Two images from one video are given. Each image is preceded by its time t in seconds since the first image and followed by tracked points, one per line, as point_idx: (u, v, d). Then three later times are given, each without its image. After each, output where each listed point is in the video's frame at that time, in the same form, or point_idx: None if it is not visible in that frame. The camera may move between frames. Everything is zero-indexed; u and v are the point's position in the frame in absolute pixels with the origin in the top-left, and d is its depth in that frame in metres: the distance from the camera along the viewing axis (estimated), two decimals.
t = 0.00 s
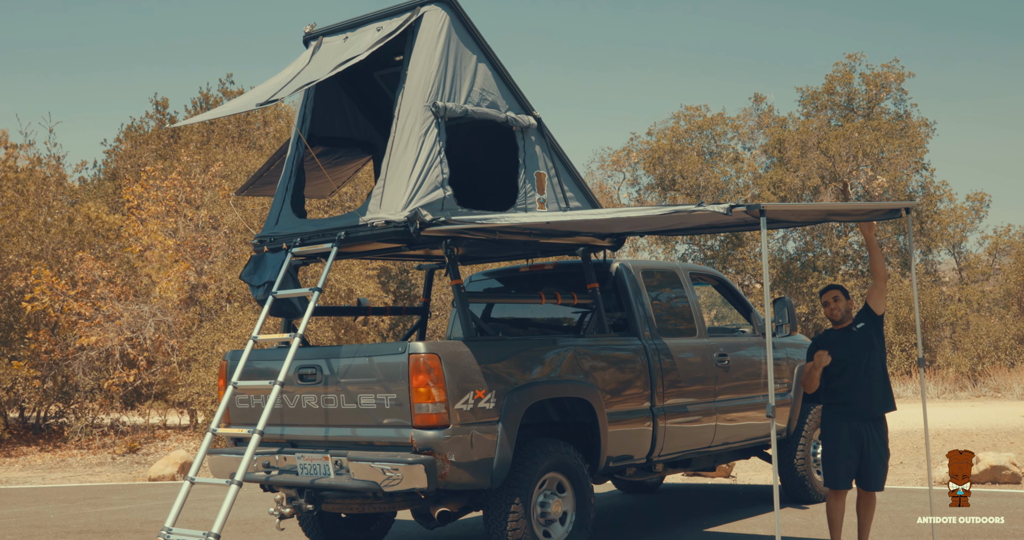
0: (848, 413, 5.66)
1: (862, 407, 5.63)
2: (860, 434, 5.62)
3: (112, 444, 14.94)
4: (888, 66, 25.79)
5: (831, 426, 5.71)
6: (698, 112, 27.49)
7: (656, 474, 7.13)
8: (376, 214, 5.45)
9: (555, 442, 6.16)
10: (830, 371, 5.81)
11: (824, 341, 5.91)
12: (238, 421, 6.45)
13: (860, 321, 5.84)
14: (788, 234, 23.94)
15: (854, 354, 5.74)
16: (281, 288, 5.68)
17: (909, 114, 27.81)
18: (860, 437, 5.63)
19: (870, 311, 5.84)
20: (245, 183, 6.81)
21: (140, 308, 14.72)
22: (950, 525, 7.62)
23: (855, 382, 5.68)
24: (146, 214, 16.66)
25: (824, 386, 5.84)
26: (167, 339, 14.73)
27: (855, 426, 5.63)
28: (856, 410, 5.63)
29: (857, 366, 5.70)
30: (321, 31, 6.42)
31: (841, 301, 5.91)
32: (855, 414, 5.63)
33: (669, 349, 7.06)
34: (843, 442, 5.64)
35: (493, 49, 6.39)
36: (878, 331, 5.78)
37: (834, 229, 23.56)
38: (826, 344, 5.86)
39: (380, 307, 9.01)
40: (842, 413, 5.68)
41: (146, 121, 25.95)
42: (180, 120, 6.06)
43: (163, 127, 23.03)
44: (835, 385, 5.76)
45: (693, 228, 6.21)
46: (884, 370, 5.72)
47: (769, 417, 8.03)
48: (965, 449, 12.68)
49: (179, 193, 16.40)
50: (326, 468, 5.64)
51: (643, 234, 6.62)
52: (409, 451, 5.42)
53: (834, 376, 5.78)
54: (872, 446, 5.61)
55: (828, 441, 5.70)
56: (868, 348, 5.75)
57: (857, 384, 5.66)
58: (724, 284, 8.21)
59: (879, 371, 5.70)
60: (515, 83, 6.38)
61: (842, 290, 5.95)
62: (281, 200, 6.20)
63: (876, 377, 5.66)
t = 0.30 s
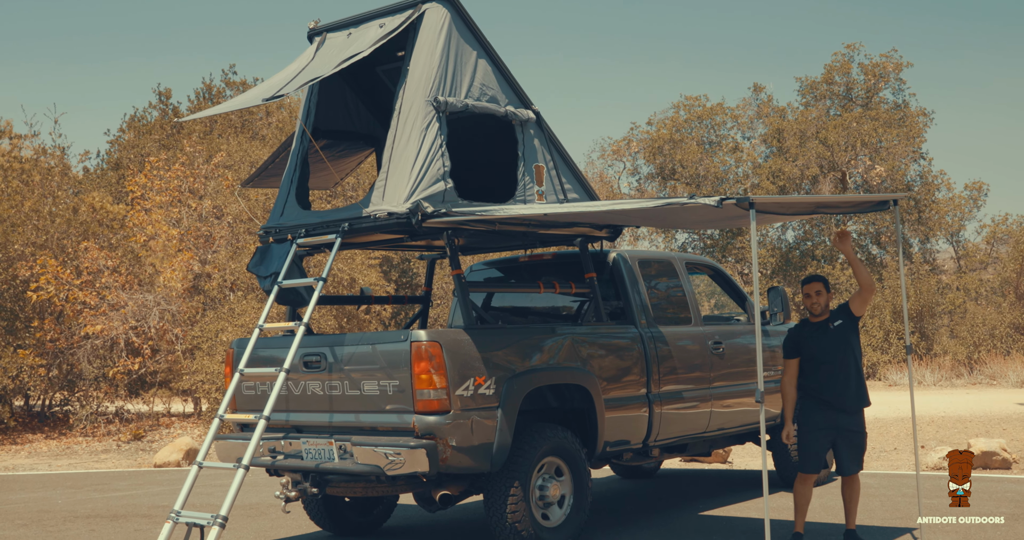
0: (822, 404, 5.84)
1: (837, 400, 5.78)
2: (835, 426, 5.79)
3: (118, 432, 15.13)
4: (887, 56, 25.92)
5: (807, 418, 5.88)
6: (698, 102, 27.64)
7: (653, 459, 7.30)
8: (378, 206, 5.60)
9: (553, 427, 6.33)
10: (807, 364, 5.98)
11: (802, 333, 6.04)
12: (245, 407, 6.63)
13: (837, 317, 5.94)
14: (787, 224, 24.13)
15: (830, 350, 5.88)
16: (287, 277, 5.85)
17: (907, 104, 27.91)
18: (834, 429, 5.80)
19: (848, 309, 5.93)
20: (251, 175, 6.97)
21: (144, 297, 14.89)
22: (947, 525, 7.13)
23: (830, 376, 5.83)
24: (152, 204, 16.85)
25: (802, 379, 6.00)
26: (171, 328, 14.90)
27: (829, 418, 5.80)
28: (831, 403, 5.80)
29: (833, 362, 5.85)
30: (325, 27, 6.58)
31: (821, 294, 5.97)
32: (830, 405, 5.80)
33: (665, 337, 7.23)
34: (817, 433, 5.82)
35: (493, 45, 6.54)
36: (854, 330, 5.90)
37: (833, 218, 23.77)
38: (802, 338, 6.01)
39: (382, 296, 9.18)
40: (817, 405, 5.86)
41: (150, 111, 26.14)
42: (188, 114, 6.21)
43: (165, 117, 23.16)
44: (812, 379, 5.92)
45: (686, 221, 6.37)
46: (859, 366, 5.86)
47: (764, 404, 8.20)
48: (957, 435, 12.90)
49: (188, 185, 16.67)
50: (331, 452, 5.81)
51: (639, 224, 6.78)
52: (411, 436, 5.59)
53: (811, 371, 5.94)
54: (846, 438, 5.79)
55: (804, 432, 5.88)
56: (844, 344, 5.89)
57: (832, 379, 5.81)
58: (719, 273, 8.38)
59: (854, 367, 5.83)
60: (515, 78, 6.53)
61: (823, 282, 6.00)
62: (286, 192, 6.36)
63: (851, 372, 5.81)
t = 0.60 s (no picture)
0: (781, 398, 5.89)
1: (797, 396, 5.83)
2: (794, 422, 5.84)
3: (122, 418, 15.34)
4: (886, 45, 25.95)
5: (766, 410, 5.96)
6: (697, 91, 27.72)
7: (649, 442, 7.47)
8: (381, 196, 5.75)
9: (551, 411, 6.51)
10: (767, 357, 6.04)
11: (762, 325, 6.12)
12: (250, 392, 6.80)
13: (798, 317, 5.98)
14: (786, 211, 24.30)
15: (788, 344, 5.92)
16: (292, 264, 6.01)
17: (906, 91, 27.96)
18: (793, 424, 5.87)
19: (808, 308, 5.99)
20: (256, 165, 7.12)
21: (149, 285, 15.06)
22: (952, 525, 6.61)
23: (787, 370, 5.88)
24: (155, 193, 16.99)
25: (762, 373, 6.06)
26: (175, 315, 15.06)
27: (787, 413, 5.86)
28: (788, 396, 5.85)
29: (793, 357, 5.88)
30: (329, 21, 6.73)
31: (778, 285, 5.99)
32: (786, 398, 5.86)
33: (661, 323, 7.39)
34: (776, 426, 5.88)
35: (492, 39, 6.68)
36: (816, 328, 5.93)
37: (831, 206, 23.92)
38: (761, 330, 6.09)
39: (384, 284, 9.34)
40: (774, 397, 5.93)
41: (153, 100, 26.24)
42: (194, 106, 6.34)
43: (168, 107, 23.30)
44: (770, 372, 5.98)
45: (681, 210, 6.53)
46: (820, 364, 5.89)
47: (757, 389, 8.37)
48: (950, 420, 13.10)
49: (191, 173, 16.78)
50: (334, 435, 5.98)
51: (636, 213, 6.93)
52: (413, 419, 5.76)
53: (769, 365, 6.00)
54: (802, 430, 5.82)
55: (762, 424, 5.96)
56: (801, 342, 5.91)
57: (788, 373, 5.86)
58: (715, 260, 8.54)
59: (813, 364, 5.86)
60: (514, 71, 6.68)
61: (782, 273, 6.01)
62: (290, 183, 6.51)
63: (806, 367, 5.84)
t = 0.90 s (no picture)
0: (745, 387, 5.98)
1: (758, 384, 5.91)
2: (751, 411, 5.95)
3: (127, 402, 15.52)
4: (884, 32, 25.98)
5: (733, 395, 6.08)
6: (696, 78, 27.78)
7: (645, 425, 7.66)
8: (383, 184, 5.91)
9: (549, 394, 6.68)
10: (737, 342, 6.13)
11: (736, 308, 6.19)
12: (256, 376, 6.97)
13: (769, 307, 5.99)
14: (786, 198, 24.43)
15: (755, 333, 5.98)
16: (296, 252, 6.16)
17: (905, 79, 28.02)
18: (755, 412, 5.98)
19: (780, 299, 5.98)
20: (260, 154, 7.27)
21: (152, 271, 15.20)
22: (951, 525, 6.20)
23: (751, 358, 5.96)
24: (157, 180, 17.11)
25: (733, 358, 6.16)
26: (179, 301, 15.21)
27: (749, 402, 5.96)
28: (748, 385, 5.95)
29: (758, 347, 5.94)
30: (331, 13, 6.88)
31: (753, 272, 6.04)
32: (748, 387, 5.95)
33: (657, 309, 7.57)
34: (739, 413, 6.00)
35: (492, 31, 6.83)
36: (786, 320, 5.94)
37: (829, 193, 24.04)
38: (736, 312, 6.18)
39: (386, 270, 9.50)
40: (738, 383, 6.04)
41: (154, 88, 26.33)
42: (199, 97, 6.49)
43: (170, 94, 23.41)
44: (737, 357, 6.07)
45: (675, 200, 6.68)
46: (785, 355, 5.92)
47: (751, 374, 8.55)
48: (943, 405, 13.31)
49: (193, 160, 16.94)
50: (338, 418, 6.15)
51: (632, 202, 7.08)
52: (415, 402, 5.94)
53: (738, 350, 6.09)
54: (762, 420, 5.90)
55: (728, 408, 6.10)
56: (767, 333, 5.95)
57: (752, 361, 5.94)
58: (711, 248, 8.70)
59: (775, 356, 5.91)
60: (513, 62, 6.83)
61: (760, 259, 6.04)
62: (294, 172, 6.66)
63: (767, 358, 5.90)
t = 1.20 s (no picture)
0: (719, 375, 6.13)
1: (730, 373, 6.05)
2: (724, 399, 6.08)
3: (130, 390, 15.70)
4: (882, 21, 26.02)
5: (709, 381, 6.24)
6: (694, 66, 27.84)
7: (641, 411, 7.83)
8: (386, 175, 6.05)
9: (547, 380, 6.86)
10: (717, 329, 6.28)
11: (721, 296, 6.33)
12: (262, 362, 7.14)
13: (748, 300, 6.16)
14: (784, 187, 24.58)
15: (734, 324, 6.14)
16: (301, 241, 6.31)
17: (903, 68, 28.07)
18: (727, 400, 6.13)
19: (761, 292, 6.13)
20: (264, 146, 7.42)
21: (155, 260, 15.34)
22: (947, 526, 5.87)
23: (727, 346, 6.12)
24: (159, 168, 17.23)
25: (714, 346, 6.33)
26: (181, 289, 15.35)
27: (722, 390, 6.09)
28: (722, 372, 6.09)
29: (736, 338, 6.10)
30: (334, 8, 7.03)
31: (743, 260, 6.24)
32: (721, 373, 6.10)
33: (653, 297, 7.73)
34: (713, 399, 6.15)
35: (491, 25, 6.97)
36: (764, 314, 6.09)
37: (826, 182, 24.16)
38: (716, 300, 6.32)
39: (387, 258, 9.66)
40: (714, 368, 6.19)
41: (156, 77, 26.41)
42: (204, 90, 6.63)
43: (172, 83, 23.52)
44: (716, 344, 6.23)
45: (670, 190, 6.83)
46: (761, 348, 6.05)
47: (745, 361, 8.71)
48: (937, 392, 13.50)
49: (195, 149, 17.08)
50: (342, 403, 6.31)
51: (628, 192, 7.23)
52: (416, 388, 6.11)
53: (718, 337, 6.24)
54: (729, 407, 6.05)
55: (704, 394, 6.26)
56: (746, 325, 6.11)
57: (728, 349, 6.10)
58: (706, 237, 8.87)
59: (751, 347, 6.04)
60: (512, 56, 6.97)
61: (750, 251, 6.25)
62: (298, 163, 6.81)
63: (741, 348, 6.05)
